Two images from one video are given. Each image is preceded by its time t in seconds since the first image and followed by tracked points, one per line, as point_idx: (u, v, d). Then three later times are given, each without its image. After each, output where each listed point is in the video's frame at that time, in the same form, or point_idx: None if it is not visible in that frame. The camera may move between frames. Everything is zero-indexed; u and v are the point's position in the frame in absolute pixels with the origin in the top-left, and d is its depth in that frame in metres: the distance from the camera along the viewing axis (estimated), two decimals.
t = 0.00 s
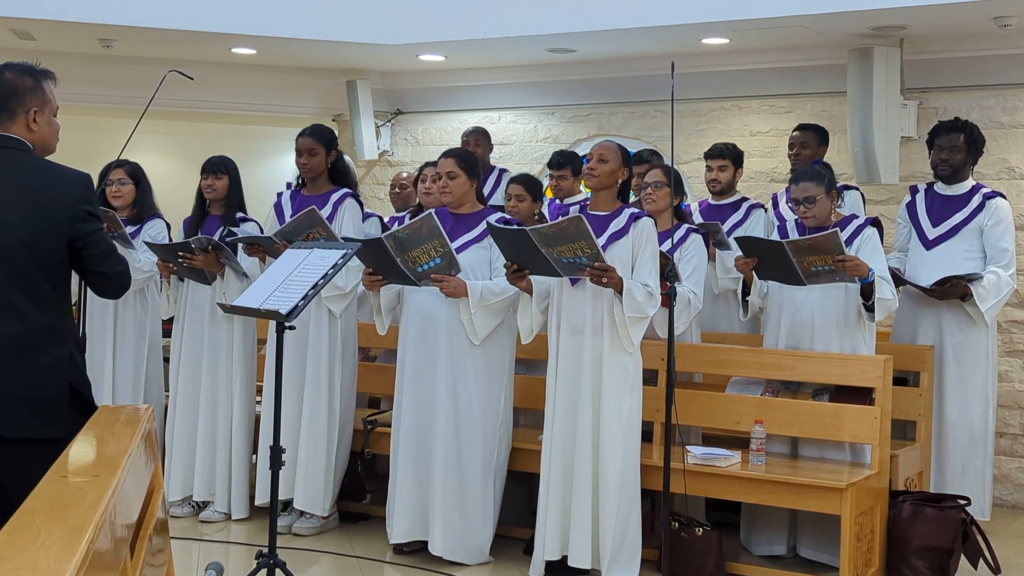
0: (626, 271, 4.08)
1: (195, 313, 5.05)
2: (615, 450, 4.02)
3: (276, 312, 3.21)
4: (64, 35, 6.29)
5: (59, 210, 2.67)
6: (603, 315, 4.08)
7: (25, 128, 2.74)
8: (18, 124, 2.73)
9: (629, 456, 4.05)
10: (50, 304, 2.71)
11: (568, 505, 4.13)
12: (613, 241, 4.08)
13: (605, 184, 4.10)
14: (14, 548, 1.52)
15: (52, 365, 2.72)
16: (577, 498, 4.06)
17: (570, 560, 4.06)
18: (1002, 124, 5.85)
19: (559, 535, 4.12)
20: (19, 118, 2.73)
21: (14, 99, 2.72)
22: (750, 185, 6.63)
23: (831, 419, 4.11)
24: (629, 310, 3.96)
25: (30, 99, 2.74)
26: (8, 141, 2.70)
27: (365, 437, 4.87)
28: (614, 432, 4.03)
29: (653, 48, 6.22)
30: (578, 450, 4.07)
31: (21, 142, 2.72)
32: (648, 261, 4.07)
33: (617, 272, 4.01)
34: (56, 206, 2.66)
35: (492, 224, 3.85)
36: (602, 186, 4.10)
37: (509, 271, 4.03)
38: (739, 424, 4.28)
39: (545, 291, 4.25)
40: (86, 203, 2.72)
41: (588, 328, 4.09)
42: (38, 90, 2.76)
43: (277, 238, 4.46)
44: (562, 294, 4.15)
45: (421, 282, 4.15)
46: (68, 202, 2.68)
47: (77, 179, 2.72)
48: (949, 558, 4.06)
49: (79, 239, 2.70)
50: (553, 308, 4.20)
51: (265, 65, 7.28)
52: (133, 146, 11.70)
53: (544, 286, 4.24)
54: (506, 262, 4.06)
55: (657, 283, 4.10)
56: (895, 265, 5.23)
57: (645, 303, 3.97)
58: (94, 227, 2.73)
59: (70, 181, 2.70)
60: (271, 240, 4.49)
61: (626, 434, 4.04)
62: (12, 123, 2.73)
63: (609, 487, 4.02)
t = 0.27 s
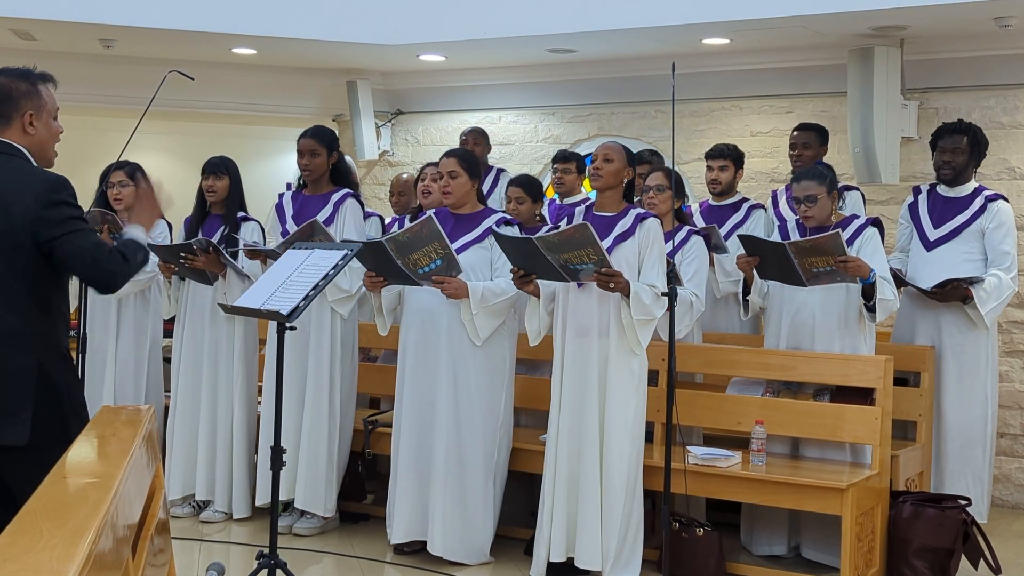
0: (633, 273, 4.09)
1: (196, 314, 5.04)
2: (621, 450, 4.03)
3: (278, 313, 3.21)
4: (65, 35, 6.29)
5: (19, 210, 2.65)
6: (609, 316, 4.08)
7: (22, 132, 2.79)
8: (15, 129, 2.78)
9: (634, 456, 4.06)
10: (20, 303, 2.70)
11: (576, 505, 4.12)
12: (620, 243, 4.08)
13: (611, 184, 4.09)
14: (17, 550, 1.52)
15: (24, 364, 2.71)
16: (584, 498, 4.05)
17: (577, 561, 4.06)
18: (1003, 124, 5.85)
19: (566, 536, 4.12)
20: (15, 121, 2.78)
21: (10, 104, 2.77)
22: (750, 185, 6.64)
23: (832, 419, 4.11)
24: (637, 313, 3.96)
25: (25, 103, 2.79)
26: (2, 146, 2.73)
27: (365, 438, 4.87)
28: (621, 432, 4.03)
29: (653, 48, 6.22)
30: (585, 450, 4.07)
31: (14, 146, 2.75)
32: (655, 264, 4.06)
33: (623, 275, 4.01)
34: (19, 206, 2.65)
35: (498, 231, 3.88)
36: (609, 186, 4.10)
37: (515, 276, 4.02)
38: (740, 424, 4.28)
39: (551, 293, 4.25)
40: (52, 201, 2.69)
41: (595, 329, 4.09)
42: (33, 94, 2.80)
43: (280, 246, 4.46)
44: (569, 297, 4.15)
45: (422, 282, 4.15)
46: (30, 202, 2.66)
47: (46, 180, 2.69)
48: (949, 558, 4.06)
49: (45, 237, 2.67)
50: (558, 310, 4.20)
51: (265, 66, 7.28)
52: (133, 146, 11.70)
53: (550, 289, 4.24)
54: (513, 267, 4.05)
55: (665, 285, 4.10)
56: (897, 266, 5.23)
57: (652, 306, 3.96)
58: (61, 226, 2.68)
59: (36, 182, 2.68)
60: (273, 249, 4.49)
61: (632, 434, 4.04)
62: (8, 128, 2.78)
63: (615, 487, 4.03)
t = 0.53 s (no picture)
0: (638, 274, 4.09)
1: (197, 314, 5.05)
2: (624, 451, 4.03)
3: (278, 313, 3.21)
4: (65, 36, 6.29)
5: (50, 215, 2.79)
6: (613, 317, 4.08)
7: (41, 135, 2.91)
8: (35, 132, 2.90)
9: (636, 456, 4.06)
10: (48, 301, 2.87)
11: (579, 506, 4.12)
12: (623, 243, 4.08)
13: (613, 185, 4.10)
14: (19, 551, 1.52)
15: (53, 360, 2.88)
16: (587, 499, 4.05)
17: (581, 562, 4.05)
18: (1003, 124, 5.85)
19: (569, 536, 4.12)
20: (35, 125, 2.89)
21: (31, 107, 2.89)
22: (750, 186, 6.64)
23: (832, 420, 4.11)
24: (642, 314, 3.97)
25: (47, 107, 2.90)
26: (19, 149, 2.86)
27: (366, 438, 4.87)
28: (624, 433, 4.03)
29: (654, 49, 6.22)
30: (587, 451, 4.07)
31: (34, 152, 2.88)
32: (659, 264, 4.08)
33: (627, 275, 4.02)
34: (50, 213, 2.79)
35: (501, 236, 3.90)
36: (612, 187, 4.10)
37: (520, 280, 4.04)
38: (741, 425, 4.28)
39: (557, 296, 4.25)
40: (77, 209, 2.82)
41: (599, 329, 4.09)
42: (56, 99, 2.91)
43: (280, 246, 4.47)
44: (573, 299, 4.15)
45: (423, 284, 4.14)
46: (59, 208, 2.80)
47: (71, 186, 2.82)
48: (949, 558, 4.06)
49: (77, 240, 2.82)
50: (562, 311, 4.20)
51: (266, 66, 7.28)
52: (134, 146, 11.70)
53: (556, 292, 4.23)
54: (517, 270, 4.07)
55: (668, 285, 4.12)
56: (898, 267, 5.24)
57: (656, 306, 3.97)
58: (92, 227, 2.84)
59: (62, 187, 2.82)
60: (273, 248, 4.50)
61: (635, 434, 4.05)
62: (29, 131, 2.89)
63: (618, 487, 4.04)
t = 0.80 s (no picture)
0: (640, 274, 4.10)
1: (198, 315, 5.05)
2: (626, 451, 4.03)
3: (279, 313, 3.21)
4: (66, 36, 6.29)
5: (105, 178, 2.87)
6: (615, 317, 4.08)
7: (79, 118, 2.97)
8: (73, 114, 2.97)
9: (639, 457, 4.06)
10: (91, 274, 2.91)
11: (582, 506, 4.12)
12: (626, 243, 4.08)
13: (612, 188, 4.10)
14: (22, 551, 1.52)
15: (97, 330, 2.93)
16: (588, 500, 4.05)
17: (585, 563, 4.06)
18: (1004, 125, 5.85)
19: (572, 537, 4.12)
20: (74, 108, 2.97)
21: (72, 91, 2.97)
22: (751, 186, 6.64)
23: (833, 420, 4.11)
24: (642, 314, 3.97)
25: (87, 92, 2.98)
26: (59, 127, 2.93)
27: (368, 438, 4.86)
28: (626, 433, 4.03)
29: (654, 50, 6.22)
30: (589, 451, 4.07)
31: (73, 130, 2.95)
32: (660, 264, 4.08)
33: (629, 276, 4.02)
34: (108, 175, 2.87)
35: (502, 235, 3.89)
36: (612, 190, 4.11)
37: (522, 278, 4.03)
38: (742, 426, 4.28)
39: (560, 297, 4.25)
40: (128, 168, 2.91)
41: (602, 330, 4.09)
42: (97, 86, 3.00)
43: (280, 247, 4.47)
44: (576, 300, 4.14)
45: (424, 284, 4.13)
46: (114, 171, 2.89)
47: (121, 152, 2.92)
48: (950, 559, 4.06)
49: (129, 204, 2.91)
50: (564, 312, 4.20)
51: (267, 66, 7.28)
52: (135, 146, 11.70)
53: (560, 292, 4.23)
54: (519, 270, 4.06)
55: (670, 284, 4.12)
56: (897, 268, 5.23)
57: (657, 306, 3.97)
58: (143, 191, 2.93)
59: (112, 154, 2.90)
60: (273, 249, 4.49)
61: (637, 435, 4.05)
62: (68, 113, 2.96)
63: (620, 488, 4.04)
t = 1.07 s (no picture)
0: (641, 274, 4.10)
1: (199, 315, 5.05)
2: (626, 451, 4.03)
3: (279, 313, 3.21)
4: (67, 37, 6.29)
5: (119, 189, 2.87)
6: (615, 317, 4.09)
7: (91, 125, 2.96)
8: (87, 120, 2.96)
9: (638, 457, 4.06)
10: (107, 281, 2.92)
11: (583, 507, 4.12)
12: (627, 244, 4.09)
13: (612, 192, 4.10)
14: (25, 552, 1.53)
15: (112, 338, 2.92)
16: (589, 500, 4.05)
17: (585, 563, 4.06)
18: (1004, 125, 5.85)
19: (573, 538, 4.12)
20: (87, 114, 2.96)
21: (87, 97, 2.96)
22: (751, 187, 6.64)
23: (834, 420, 4.11)
24: (643, 313, 3.96)
25: (102, 99, 2.97)
26: (72, 133, 2.92)
27: (369, 438, 4.86)
28: (626, 433, 4.03)
29: (655, 50, 6.23)
30: (590, 451, 4.07)
31: (86, 137, 2.94)
32: (662, 263, 4.08)
33: (630, 275, 4.02)
34: (120, 182, 2.87)
35: (505, 229, 3.87)
36: (612, 194, 4.11)
37: (522, 274, 4.03)
38: (742, 426, 4.28)
39: (559, 295, 4.24)
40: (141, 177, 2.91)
41: (602, 330, 4.09)
42: (111, 94, 2.99)
43: (278, 246, 4.47)
44: (577, 298, 4.15)
45: (425, 284, 4.13)
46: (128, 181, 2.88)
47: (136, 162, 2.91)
48: (951, 560, 4.06)
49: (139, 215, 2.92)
50: (565, 312, 4.20)
51: (267, 66, 7.28)
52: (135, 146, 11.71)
53: (560, 290, 4.22)
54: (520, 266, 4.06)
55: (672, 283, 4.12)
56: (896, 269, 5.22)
57: (657, 305, 3.97)
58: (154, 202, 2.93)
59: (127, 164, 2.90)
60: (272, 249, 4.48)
61: (637, 435, 4.05)
62: (81, 119, 2.95)
63: (620, 488, 4.04)
